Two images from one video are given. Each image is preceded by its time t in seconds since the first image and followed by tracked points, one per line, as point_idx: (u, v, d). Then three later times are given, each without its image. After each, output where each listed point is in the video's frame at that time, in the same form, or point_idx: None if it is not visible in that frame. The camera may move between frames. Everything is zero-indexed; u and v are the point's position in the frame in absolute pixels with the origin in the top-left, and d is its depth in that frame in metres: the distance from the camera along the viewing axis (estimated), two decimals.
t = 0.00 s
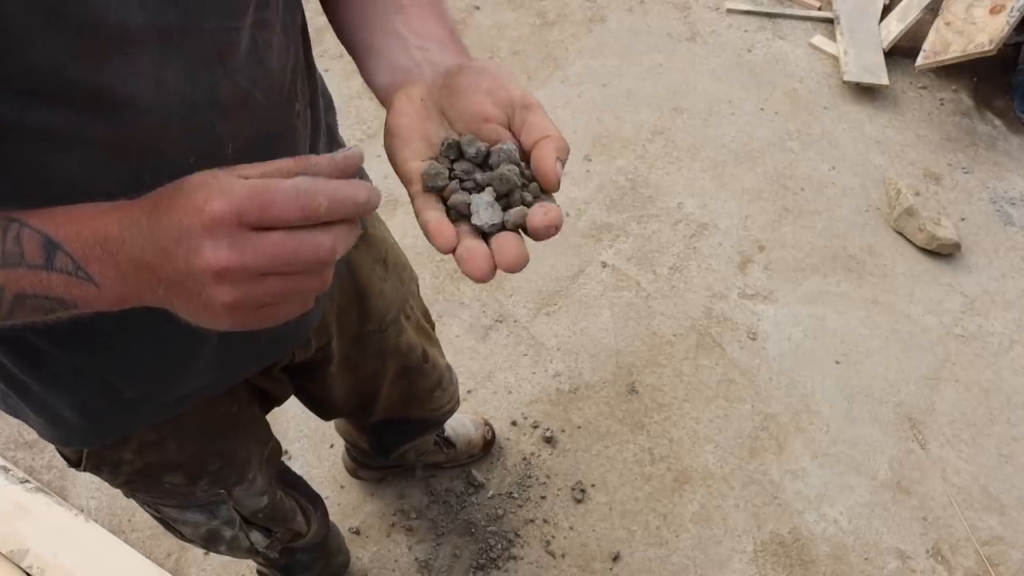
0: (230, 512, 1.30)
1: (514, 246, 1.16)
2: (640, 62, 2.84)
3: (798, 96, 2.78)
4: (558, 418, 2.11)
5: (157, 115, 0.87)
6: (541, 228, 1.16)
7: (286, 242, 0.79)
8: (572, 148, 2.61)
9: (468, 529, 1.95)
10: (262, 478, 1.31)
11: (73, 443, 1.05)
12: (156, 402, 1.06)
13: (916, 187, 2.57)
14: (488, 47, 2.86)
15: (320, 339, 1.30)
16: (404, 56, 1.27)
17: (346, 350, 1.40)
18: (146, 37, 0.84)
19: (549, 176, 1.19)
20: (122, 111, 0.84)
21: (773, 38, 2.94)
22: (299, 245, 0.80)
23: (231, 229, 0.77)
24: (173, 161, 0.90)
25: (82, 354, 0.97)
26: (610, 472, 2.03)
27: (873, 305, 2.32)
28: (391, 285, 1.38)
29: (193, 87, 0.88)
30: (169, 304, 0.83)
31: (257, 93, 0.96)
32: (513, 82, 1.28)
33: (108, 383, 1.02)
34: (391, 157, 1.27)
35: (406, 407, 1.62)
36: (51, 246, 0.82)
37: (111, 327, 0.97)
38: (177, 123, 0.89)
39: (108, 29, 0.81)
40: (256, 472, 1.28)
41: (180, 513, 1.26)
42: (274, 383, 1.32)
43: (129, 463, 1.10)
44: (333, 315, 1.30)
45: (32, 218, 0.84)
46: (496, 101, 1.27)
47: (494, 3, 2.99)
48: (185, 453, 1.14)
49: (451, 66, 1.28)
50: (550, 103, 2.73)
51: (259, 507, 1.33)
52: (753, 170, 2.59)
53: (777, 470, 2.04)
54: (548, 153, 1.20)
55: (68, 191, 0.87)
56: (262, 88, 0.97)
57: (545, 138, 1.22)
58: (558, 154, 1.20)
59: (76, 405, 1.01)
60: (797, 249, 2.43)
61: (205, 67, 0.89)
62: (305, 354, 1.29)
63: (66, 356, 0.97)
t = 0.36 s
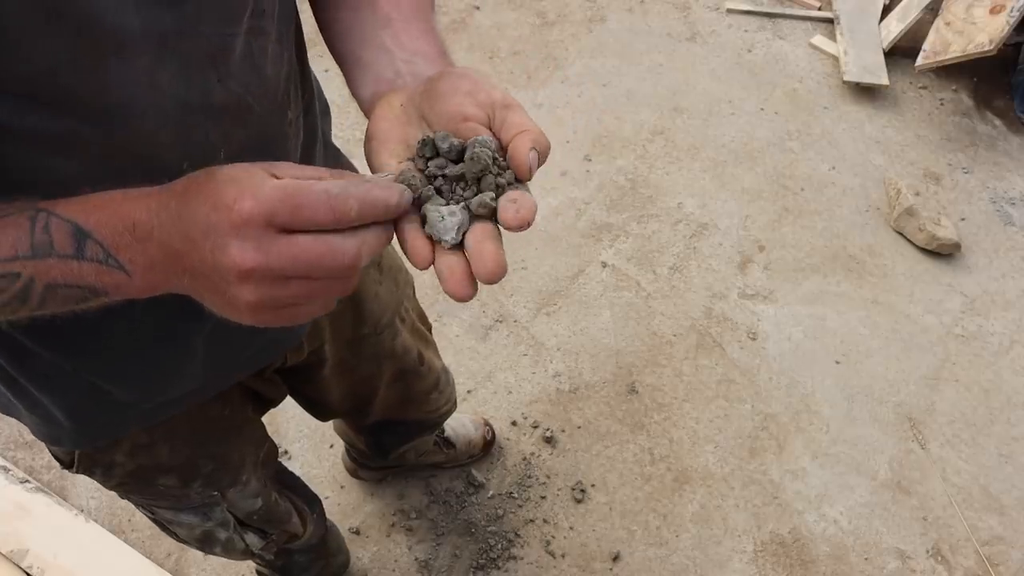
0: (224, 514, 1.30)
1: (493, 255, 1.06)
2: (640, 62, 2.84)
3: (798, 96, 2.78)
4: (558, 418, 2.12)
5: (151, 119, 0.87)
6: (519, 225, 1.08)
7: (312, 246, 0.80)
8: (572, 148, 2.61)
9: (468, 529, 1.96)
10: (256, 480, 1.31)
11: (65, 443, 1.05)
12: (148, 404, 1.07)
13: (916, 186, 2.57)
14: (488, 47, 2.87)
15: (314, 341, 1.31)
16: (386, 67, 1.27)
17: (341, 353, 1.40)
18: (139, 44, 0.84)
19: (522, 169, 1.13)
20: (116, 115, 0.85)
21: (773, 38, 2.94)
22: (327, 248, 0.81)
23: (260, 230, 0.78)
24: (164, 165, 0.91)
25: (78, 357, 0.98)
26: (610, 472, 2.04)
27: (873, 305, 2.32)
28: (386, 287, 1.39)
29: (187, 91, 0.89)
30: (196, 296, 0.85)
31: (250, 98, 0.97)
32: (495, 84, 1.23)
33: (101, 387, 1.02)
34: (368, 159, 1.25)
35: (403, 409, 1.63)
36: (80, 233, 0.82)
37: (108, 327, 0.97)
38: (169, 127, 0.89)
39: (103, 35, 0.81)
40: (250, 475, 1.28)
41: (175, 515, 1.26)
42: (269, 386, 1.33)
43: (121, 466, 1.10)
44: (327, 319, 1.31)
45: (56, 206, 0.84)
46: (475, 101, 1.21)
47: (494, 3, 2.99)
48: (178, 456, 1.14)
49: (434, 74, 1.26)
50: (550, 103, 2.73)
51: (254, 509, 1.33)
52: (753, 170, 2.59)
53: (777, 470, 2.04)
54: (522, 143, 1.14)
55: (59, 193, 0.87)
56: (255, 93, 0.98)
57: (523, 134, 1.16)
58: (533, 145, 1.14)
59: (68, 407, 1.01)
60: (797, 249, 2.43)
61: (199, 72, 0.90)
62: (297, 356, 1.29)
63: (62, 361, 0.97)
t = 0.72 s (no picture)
0: (224, 515, 1.30)
1: (490, 239, 1.05)
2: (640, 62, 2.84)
3: (798, 96, 2.78)
4: (557, 418, 2.12)
5: (151, 121, 0.87)
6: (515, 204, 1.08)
7: (317, 243, 0.81)
8: (572, 148, 2.61)
9: (468, 529, 1.95)
10: (257, 481, 1.30)
11: (65, 445, 1.05)
12: (147, 406, 1.06)
13: (916, 187, 2.57)
14: (488, 47, 2.86)
15: (315, 343, 1.30)
16: (389, 82, 1.27)
17: (341, 355, 1.40)
18: (140, 45, 0.83)
19: (522, 159, 1.12)
20: (115, 116, 0.85)
21: (773, 38, 2.94)
22: (332, 245, 0.82)
23: (266, 228, 0.79)
24: (161, 167, 0.91)
25: (78, 360, 0.98)
26: (610, 472, 2.03)
27: (873, 305, 2.32)
28: (386, 288, 1.38)
29: (186, 93, 0.89)
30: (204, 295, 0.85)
31: (248, 100, 0.97)
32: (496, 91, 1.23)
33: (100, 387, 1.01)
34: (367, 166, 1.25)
35: (403, 410, 1.63)
36: (84, 232, 0.82)
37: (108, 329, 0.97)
38: (168, 129, 0.89)
39: (103, 37, 0.81)
40: (250, 476, 1.28)
41: (175, 515, 1.26)
42: (269, 386, 1.32)
43: (121, 467, 1.10)
44: (327, 321, 1.30)
45: (64, 204, 0.83)
46: (477, 104, 1.20)
47: (494, 3, 2.99)
48: (178, 458, 1.14)
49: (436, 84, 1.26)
50: (550, 103, 2.73)
51: (254, 510, 1.33)
52: (753, 170, 2.59)
53: (777, 470, 2.04)
54: (523, 136, 1.14)
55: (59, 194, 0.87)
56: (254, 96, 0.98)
57: (523, 130, 1.15)
58: (535, 137, 1.14)
59: (68, 409, 1.01)
60: (797, 249, 2.43)
61: (197, 75, 0.89)
62: (296, 358, 1.28)
63: (61, 364, 0.97)
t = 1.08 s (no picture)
0: (220, 514, 1.30)
1: (474, 260, 1.08)
2: (640, 62, 2.84)
3: (798, 96, 2.78)
4: (557, 418, 2.12)
5: (148, 121, 0.87)
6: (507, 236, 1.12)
7: (286, 235, 0.78)
8: (572, 148, 2.61)
9: (468, 529, 1.96)
10: (253, 481, 1.30)
11: (57, 441, 1.05)
12: (141, 405, 1.06)
13: (916, 186, 2.57)
14: (488, 47, 2.87)
15: (312, 342, 1.31)
16: (384, 91, 1.27)
17: (338, 355, 1.40)
18: (140, 44, 0.84)
19: (518, 173, 1.13)
20: (113, 116, 0.85)
21: (773, 38, 2.94)
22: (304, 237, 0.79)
23: (231, 222, 0.76)
24: (158, 169, 0.91)
25: (72, 359, 0.98)
26: (610, 472, 2.03)
27: (873, 305, 2.32)
28: (383, 288, 1.38)
29: (185, 94, 0.89)
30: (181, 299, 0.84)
31: (246, 103, 0.97)
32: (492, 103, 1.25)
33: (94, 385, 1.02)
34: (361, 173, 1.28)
35: (401, 409, 1.63)
36: (63, 235, 0.82)
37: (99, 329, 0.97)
38: (165, 130, 0.89)
39: (103, 36, 0.81)
40: (246, 475, 1.28)
41: (171, 514, 1.26)
42: (265, 386, 1.32)
43: (116, 466, 1.10)
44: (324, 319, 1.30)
45: (46, 206, 0.83)
46: (473, 117, 1.23)
47: (494, 3, 2.99)
48: (174, 457, 1.14)
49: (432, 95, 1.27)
50: (550, 103, 2.73)
51: (250, 510, 1.33)
52: (753, 170, 2.59)
53: (777, 470, 2.04)
54: (519, 149, 1.14)
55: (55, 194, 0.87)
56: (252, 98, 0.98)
57: (518, 142, 1.17)
58: (530, 148, 1.14)
59: (60, 406, 1.01)
60: (797, 249, 2.43)
61: (197, 75, 0.90)
62: (292, 358, 1.29)
63: (54, 360, 0.98)
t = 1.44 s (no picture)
0: (217, 516, 1.30)
1: (454, 301, 1.05)
2: (639, 62, 2.84)
3: (798, 96, 2.78)
4: (557, 418, 2.12)
5: (143, 119, 0.87)
6: (475, 286, 1.05)
7: (320, 255, 0.81)
8: (572, 148, 2.61)
9: (468, 529, 1.96)
10: (249, 482, 1.31)
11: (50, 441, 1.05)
12: (133, 403, 1.06)
13: (916, 186, 2.57)
14: (488, 47, 2.87)
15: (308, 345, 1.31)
16: (387, 90, 1.28)
17: (337, 359, 1.40)
18: (137, 41, 0.83)
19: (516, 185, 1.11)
20: (109, 113, 0.84)
21: (773, 38, 2.94)
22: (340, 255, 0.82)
23: (281, 228, 0.82)
24: (153, 168, 0.91)
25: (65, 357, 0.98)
26: (610, 472, 2.04)
27: (873, 305, 2.32)
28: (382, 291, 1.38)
29: (181, 92, 0.89)
30: (171, 320, 0.83)
31: (243, 99, 0.97)
32: (493, 107, 1.23)
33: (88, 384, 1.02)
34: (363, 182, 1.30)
35: (399, 412, 1.63)
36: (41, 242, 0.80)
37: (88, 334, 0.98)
38: (158, 129, 0.89)
39: (100, 34, 0.80)
40: (242, 477, 1.28)
41: (167, 516, 1.27)
42: (260, 388, 1.33)
43: (111, 468, 1.10)
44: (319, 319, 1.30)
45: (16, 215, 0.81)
46: (472, 126, 1.22)
47: (494, 3, 2.99)
48: (170, 459, 1.14)
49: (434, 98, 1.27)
50: (550, 103, 2.73)
51: (246, 512, 1.33)
52: (753, 170, 2.59)
53: (777, 470, 2.04)
54: (516, 159, 1.12)
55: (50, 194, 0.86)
56: (247, 95, 0.98)
57: (519, 149, 1.14)
58: (529, 158, 1.12)
59: (53, 404, 1.01)
60: (797, 249, 2.42)
61: (193, 72, 0.90)
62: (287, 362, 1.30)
63: (45, 362, 0.98)
